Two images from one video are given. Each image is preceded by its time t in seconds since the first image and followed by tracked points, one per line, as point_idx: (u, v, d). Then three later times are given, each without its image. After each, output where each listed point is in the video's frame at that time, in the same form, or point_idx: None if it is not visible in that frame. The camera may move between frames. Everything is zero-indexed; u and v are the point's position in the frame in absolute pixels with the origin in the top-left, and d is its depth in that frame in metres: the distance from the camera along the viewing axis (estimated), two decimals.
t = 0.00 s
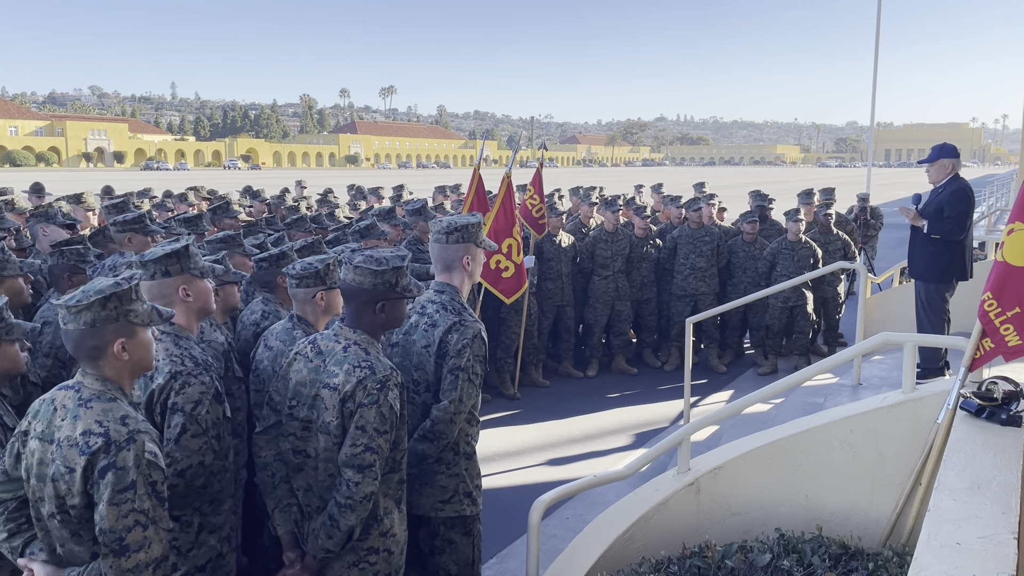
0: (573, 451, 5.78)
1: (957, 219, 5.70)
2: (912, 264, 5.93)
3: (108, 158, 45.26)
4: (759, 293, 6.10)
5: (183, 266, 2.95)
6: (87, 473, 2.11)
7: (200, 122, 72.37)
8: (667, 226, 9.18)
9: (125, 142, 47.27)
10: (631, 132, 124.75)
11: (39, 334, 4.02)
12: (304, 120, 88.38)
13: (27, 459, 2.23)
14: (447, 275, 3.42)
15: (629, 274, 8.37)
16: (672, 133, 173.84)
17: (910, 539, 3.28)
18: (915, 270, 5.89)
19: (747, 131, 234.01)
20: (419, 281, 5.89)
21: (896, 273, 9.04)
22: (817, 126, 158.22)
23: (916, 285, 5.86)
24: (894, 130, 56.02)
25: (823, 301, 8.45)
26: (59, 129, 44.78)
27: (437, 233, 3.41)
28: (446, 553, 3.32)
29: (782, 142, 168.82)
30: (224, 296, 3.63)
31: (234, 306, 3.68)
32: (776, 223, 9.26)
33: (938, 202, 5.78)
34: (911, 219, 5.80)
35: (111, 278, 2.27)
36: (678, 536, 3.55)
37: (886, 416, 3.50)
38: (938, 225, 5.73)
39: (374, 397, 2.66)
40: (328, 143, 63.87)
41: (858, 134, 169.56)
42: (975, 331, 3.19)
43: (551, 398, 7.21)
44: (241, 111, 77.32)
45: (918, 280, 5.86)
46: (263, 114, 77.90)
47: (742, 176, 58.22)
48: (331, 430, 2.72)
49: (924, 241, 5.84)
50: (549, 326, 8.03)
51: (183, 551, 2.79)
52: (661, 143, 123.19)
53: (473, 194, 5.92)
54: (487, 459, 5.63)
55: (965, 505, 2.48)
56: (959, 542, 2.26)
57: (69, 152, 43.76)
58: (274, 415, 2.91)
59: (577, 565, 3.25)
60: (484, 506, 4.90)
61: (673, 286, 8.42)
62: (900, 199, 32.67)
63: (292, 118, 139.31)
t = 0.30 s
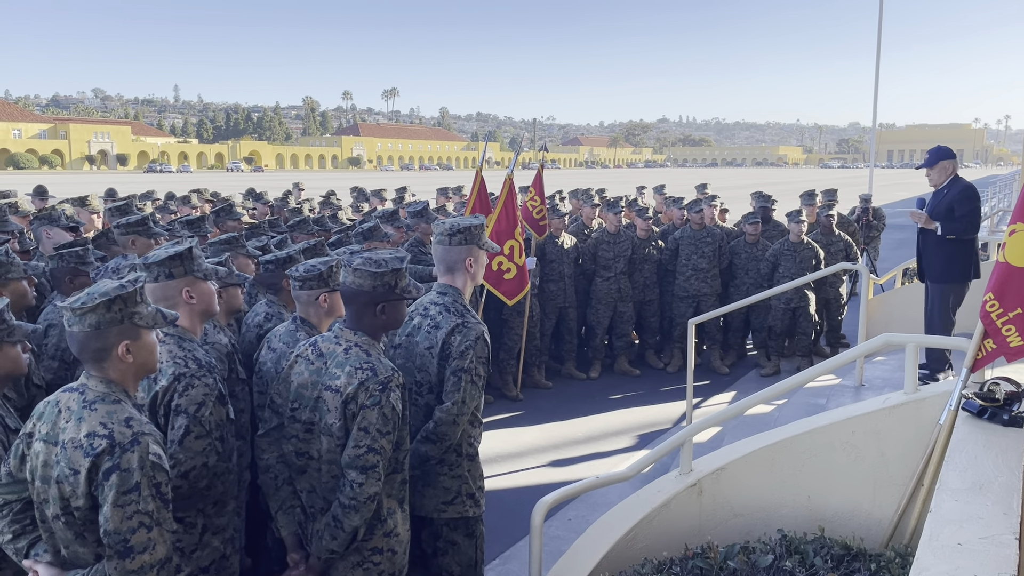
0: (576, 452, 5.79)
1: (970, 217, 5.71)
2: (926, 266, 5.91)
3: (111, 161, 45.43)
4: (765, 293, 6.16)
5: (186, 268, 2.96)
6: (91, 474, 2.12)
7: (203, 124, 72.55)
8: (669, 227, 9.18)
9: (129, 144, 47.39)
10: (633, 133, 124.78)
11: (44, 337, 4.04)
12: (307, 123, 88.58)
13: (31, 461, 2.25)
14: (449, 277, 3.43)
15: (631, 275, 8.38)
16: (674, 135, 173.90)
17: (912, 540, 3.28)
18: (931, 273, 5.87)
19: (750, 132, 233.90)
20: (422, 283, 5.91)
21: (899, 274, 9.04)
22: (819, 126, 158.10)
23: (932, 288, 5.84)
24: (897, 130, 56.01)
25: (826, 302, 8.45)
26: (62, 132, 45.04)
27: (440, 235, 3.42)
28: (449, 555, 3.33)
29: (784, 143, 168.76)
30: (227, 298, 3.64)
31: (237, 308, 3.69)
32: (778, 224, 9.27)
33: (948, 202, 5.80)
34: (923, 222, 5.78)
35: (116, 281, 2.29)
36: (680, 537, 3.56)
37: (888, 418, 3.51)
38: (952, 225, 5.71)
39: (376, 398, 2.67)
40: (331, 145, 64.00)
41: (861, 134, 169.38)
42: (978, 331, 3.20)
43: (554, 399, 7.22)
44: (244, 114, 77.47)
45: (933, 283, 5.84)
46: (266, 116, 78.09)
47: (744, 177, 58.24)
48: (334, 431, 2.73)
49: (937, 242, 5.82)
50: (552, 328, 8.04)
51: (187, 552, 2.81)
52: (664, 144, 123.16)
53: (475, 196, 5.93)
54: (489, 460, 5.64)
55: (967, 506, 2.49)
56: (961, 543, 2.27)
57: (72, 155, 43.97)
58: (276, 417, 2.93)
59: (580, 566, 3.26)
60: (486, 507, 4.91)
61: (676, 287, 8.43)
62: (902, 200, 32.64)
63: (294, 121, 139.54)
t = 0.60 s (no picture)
0: (576, 453, 5.80)
1: (980, 218, 5.72)
2: (934, 268, 5.90)
3: (111, 163, 45.47)
4: (760, 296, 6.10)
5: (188, 270, 2.97)
6: (92, 476, 2.13)
7: (203, 126, 72.59)
8: (668, 229, 9.19)
9: (129, 146, 47.38)
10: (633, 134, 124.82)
11: (45, 340, 4.04)
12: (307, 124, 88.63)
13: (32, 463, 2.25)
14: (450, 278, 3.44)
15: (631, 277, 8.39)
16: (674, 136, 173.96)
17: (912, 541, 3.28)
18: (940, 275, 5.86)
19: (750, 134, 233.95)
20: (422, 285, 5.92)
21: (899, 275, 9.05)
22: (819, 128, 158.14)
23: (941, 290, 5.83)
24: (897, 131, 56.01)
25: (825, 303, 8.46)
26: (62, 134, 45.07)
27: (440, 236, 3.42)
28: (449, 556, 3.34)
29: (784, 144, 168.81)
30: (229, 300, 3.65)
31: (238, 309, 3.70)
32: (778, 225, 9.28)
33: (957, 204, 5.80)
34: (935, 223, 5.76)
35: (117, 283, 2.30)
36: (680, 538, 3.56)
37: (888, 419, 3.51)
38: (963, 226, 5.72)
39: (377, 399, 2.68)
40: (331, 147, 64.03)
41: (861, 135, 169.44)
42: (977, 333, 3.20)
43: (554, 401, 7.22)
44: (244, 116, 77.51)
45: (942, 285, 5.83)
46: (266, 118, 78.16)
47: (744, 178, 58.23)
48: (335, 432, 2.74)
49: (947, 244, 5.81)
50: (552, 329, 8.05)
51: (188, 554, 2.82)
52: (664, 145, 123.18)
53: (476, 198, 5.95)
54: (489, 462, 5.65)
55: (966, 507, 2.49)
56: (960, 544, 2.27)
57: (72, 157, 44.01)
58: (276, 418, 2.93)
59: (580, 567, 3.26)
60: (487, 509, 4.92)
61: (676, 289, 8.43)
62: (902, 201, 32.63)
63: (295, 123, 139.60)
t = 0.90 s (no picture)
0: (575, 455, 5.80)
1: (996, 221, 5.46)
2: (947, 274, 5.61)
3: (109, 164, 45.43)
4: (760, 296, 6.10)
5: (187, 272, 2.97)
6: (90, 478, 2.13)
7: (201, 128, 72.56)
8: (667, 230, 9.19)
9: (127, 147, 47.33)
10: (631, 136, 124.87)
11: (39, 342, 4.03)
12: (305, 126, 88.60)
13: (30, 464, 2.25)
14: (448, 280, 3.44)
15: (629, 278, 8.40)
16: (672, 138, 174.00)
17: (910, 542, 3.28)
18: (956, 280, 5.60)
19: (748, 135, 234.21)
20: (420, 286, 5.92)
21: (897, 277, 9.05)
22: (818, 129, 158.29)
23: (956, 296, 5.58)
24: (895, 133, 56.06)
25: (823, 305, 8.46)
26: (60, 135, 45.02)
27: (439, 238, 3.43)
28: (448, 558, 3.33)
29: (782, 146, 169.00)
30: (228, 302, 3.64)
31: (238, 311, 3.70)
32: (777, 226, 9.29)
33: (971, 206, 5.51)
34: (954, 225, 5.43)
35: (123, 289, 2.29)
36: (678, 540, 3.56)
37: (886, 420, 3.52)
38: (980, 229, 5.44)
39: (374, 400, 2.68)
40: (329, 149, 64.01)
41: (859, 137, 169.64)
42: (975, 335, 3.19)
43: (552, 402, 7.22)
44: (242, 117, 77.49)
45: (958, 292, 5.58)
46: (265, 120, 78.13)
47: (743, 180, 58.26)
48: (332, 434, 2.73)
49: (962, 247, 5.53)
50: (551, 330, 8.06)
51: (187, 556, 2.82)
52: (662, 147, 123.31)
53: (474, 199, 5.95)
54: (488, 464, 5.65)
55: (964, 508, 2.50)
56: (957, 545, 2.27)
57: (70, 159, 43.98)
58: (273, 421, 2.93)
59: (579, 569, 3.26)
60: (485, 510, 4.91)
61: (674, 290, 8.44)
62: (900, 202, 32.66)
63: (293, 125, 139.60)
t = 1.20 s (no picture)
0: (572, 457, 5.80)
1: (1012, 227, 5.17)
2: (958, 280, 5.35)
3: (107, 165, 45.37)
4: (757, 298, 6.10)
5: (185, 273, 2.97)
6: (87, 481, 2.12)
7: (199, 129, 72.52)
8: (664, 232, 9.20)
9: (124, 148, 47.27)
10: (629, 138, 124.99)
11: (32, 344, 4.03)
12: (303, 128, 88.62)
13: (29, 465, 2.25)
14: (445, 281, 3.44)
15: (626, 279, 8.41)
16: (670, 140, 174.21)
17: (906, 543, 3.29)
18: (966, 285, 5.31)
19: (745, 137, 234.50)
20: (418, 287, 5.92)
21: (894, 279, 9.06)
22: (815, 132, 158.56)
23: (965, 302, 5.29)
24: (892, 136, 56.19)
25: (820, 307, 8.48)
26: (58, 136, 44.95)
27: (436, 240, 3.43)
28: (445, 560, 3.33)
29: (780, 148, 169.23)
30: (227, 303, 3.64)
31: (237, 312, 3.69)
32: (774, 228, 9.31)
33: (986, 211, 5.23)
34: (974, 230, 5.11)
35: (127, 295, 2.27)
36: (675, 542, 3.56)
37: (883, 422, 3.52)
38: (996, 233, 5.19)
39: (370, 402, 2.68)
40: (327, 150, 63.98)
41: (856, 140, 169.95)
42: (971, 336, 3.22)
43: (549, 404, 7.23)
44: (240, 119, 77.44)
45: (967, 297, 5.29)
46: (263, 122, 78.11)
47: (741, 182, 58.33)
48: (328, 436, 2.73)
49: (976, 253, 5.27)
50: (548, 332, 8.06)
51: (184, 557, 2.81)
52: (660, 149, 123.29)
53: (471, 201, 5.96)
54: (485, 465, 5.65)
55: (960, 510, 2.50)
56: (953, 547, 2.28)
57: (68, 159, 43.91)
58: (269, 423, 2.93)
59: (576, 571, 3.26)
60: (483, 512, 4.91)
61: (672, 292, 8.45)
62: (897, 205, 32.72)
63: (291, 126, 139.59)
